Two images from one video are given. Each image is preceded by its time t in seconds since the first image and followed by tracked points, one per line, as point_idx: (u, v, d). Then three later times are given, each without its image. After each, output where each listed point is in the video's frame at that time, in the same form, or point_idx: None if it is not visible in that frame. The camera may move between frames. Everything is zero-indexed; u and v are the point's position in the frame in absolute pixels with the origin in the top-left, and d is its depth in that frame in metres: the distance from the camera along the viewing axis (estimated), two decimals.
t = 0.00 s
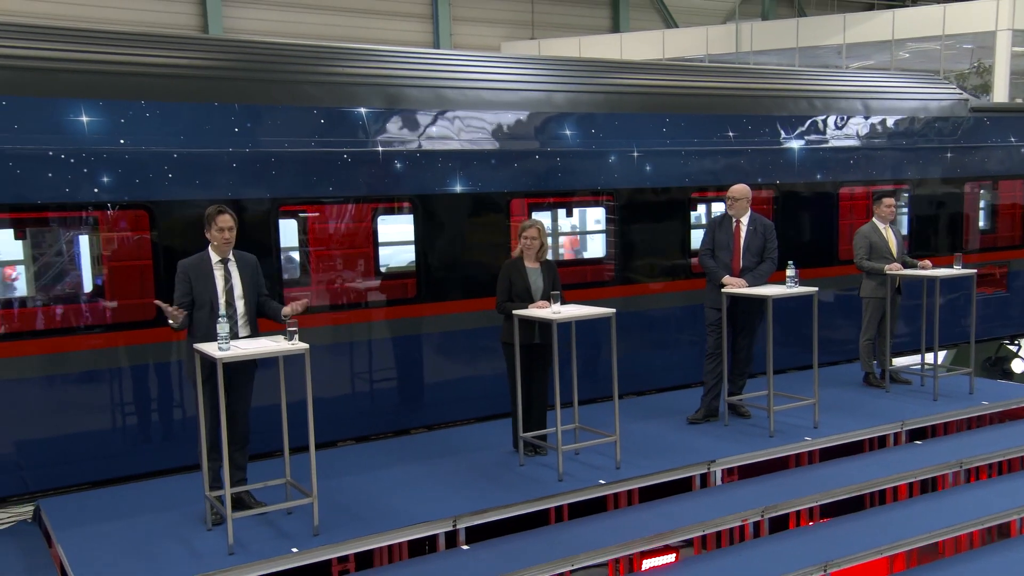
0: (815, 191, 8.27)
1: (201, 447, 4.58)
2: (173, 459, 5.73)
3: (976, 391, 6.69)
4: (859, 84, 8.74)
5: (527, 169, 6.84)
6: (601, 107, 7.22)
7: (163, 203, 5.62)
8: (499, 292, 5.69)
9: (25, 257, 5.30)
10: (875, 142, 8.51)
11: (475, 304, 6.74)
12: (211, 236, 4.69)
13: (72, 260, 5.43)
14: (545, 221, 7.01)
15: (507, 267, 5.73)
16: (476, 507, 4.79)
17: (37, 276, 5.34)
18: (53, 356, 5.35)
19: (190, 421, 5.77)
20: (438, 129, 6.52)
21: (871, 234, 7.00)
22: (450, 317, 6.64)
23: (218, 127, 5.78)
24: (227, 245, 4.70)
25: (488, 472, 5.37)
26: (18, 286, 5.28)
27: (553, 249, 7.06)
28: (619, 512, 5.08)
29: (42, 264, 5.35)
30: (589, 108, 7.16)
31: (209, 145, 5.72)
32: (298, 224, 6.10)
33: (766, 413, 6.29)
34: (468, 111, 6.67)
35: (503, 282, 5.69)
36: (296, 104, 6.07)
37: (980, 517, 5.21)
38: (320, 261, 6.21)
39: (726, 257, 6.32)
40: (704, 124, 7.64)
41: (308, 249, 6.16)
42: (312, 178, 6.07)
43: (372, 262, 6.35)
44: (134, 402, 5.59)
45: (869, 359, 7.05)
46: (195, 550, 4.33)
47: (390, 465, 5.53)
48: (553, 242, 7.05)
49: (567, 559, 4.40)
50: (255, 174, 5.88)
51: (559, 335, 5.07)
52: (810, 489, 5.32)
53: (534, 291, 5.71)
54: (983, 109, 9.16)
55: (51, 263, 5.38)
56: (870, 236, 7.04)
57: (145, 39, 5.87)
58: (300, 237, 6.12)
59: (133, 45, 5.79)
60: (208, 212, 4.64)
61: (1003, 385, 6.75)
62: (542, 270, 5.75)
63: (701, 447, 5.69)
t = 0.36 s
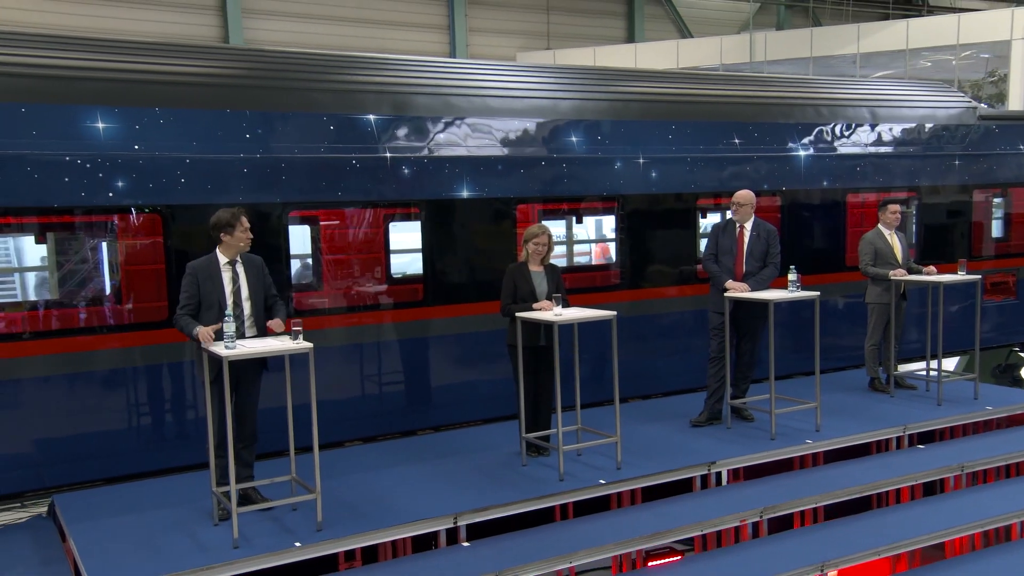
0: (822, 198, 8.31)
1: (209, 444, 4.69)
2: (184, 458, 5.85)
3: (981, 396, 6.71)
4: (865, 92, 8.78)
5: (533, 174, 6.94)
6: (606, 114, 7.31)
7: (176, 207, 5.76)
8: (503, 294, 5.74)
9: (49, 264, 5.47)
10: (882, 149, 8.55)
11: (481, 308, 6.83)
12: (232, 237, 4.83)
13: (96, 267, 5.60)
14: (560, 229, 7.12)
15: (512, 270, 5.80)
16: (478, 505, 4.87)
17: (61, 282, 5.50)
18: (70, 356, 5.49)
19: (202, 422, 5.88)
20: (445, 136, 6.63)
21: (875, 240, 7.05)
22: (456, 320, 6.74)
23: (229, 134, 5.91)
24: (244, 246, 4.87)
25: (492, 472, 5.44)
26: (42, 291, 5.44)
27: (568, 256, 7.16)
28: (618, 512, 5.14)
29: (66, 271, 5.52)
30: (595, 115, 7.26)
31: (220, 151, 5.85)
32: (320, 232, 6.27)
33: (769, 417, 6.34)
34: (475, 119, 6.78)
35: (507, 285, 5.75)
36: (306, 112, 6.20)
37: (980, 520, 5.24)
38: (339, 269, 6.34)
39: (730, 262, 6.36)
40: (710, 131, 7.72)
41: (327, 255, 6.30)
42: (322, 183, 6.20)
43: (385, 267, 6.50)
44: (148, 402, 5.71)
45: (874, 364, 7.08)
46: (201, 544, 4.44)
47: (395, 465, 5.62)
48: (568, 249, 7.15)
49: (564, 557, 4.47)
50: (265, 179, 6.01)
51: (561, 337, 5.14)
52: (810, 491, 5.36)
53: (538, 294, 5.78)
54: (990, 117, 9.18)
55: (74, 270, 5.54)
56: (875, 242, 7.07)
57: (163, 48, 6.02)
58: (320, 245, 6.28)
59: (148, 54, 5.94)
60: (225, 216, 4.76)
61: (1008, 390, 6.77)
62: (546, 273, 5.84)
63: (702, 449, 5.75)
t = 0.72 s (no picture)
0: (824, 204, 8.37)
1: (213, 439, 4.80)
2: (192, 456, 5.97)
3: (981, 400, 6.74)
4: (867, 99, 8.85)
5: (536, 179, 7.03)
6: (608, 119, 7.41)
7: (184, 210, 5.88)
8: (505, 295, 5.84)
9: (68, 269, 5.63)
10: (884, 156, 8.62)
11: (484, 310, 6.92)
12: (248, 241, 4.93)
13: (115, 274, 5.75)
14: (571, 236, 7.24)
15: (512, 272, 5.89)
16: (476, 501, 4.95)
17: (80, 288, 5.66)
18: (82, 355, 5.62)
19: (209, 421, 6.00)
20: (450, 141, 6.75)
21: (875, 244, 7.10)
22: (460, 322, 6.83)
23: (237, 138, 6.04)
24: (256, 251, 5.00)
25: (492, 470, 5.53)
26: (61, 295, 5.60)
27: (579, 262, 7.28)
28: (615, 510, 5.22)
29: (84, 277, 5.67)
30: (597, 121, 7.36)
31: (228, 155, 5.98)
32: (336, 239, 6.42)
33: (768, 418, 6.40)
34: (478, 124, 6.90)
35: (507, 286, 5.83)
36: (312, 117, 6.33)
37: (974, 519, 5.28)
38: (353, 276, 6.48)
39: (728, 266, 6.46)
40: (712, 137, 7.81)
41: (342, 262, 6.44)
42: (327, 187, 6.32)
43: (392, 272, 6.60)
44: (157, 402, 5.83)
45: (875, 368, 7.13)
46: (204, 537, 4.54)
47: (397, 463, 5.72)
48: (579, 255, 7.27)
49: (560, 551, 4.56)
50: (272, 183, 6.13)
51: (559, 337, 5.23)
52: (805, 490, 5.42)
53: (539, 295, 5.88)
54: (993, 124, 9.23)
55: (93, 276, 5.70)
56: (875, 246, 7.12)
57: (176, 56, 6.17)
58: (334, 252, 6.42)
59: (159, 61, 6.08)
60: (241, 220, 4.87)
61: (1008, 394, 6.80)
62: (545, 275, 5.94)
63: (700, 449, 5.81)
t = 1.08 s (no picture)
0: (823, 207, 8.44)
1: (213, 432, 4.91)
2: (196, 451, 6.08)
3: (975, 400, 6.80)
4: (866, 103, 8.94)
5: (534, 180, 7.14)
6: (607, 122, 7.52)
7: (189, 210, 6.01)
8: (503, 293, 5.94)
9: (83, 272, 5.78)
10: (883, 159, 8.69)
11: (483, 309, 7.02)
12: (254, 242, 5.07)
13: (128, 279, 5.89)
14: (578, 240, 7.38)
15: (510, 271, 5.99)
16: (471, 494, 5.04)
17: (95, 291, 5.80)
18: (88, 352, 5.74)
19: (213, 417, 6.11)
20: (450, 143, 6.87)
21: (870, 246, 7.17)
22: (460, 321, 6.94)
23: (241, 140, 6.17)
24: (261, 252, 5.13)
25: (488, 465, 5.62)
26: (77, 296, 5.75)
27: (586, 266, 7.42)
28: (608, 504, 5.30)
29: (98, 280, 5.82)
30: (595, 124, 7.47)
31: (231, 156, 6.11)
32: (347, 244, 6.57)
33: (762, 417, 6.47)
34: (478, 127, 7.01)
35: (505, 285, 5.94)
36: (315, 120, 6.46)
37: (963, 515, 5.34)
38: (364, 280, 6.63)
39: (724, 266, 6.54)
40: (710, 139, 7.90)
41: (353, 266, 6.60)
42: (329, 188, 6.44)
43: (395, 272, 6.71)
44: (162, 398, 5.95)
45: (871, 368, 7.19)
46: (204, 527, 4.65)
47: (395, 458, 5.81)
48: (586, 260, 7.41)
49: (550, 544, 4.65)
50: (274, 183, 6.26)
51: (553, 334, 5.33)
52: (797, 486, 5.48)
53: (535, 294, 5.99)
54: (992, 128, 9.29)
55: (107, 280, 5.84)
56: (871, 248, 7.19)
57: (183, 60, 6.30)
58: (347, 256, 6.57)
59: (166, 65, 6.21)
60: (248, 221, 5.02)
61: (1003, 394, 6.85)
62: (542, 274, 6.05)
63: (695, 446, 5.89)
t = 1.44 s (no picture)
0: (818, 209, 8.52)
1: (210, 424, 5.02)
2: (196, 447, 6.19)
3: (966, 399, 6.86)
4: (861, 106, 9.03)
5: (530, 181, 7.25)
6: (603, 124, 7.62)
7: (191, 210, 6.13)
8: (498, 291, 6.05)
9: (95, 275, 5.89)
10: (878, 162, 8.78)
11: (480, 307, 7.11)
12: (252, 240, 5.19)
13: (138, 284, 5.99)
14: (583, 244, 7.50)
15: (505, 270, 6.10)
16: (463, 486, 5.14)
17: (106, 293, 5.92)
18: (91, 348, 5.85)
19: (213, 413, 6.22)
20: (448, 144, 6.99)
21: (863, 247, 7.26)
22: (457, 320, 7.03)
23: (241, 141, 6.30)
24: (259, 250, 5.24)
25: (481, 460, 5.71)
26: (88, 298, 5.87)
27: (590, 269, 7.52)
28: (598, 497, 5.39)
29: (109, 283, 5.92)
30: (590, 126, 7.57)
31: (232, 157, 6.24)
32: (356, 247, 6.70)
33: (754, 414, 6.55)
34: (474, 129, 7.13)
35: (500, 283, 6.05)
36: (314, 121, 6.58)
37: (949, 510, 5.41)
38: (371, 283, 6.74)
39: (716, 266, 6.62)
40: (706, 142, 8.00)
41: (361, 270, 6.72)
42: (328, 188, 6.56)
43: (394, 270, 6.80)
44: (163, 394, 6.06)
45: (864, 367, 7.27)
46: (202, 516, 4.75)
47: (390, 452, 5.92)
48: (591, 262, 7.52)
49: (540, 535, 4.75)
50: (274, 184, 6.38)
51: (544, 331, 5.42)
52: (785, 481, 5.56)
53: (529, 292, 6.09)
54: (987, 131, 9.37)
55: (117, 283, 5.95)
56: (863, 249, 7.27)
57: (185, 63, 6.43)
58: (355, 259, 6.70)
59: (169, 68, 6.35)
60: (247, 220, 5.13)
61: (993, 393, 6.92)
62: (536, 272, 6.14)
63: (686, 442, 5.98)
